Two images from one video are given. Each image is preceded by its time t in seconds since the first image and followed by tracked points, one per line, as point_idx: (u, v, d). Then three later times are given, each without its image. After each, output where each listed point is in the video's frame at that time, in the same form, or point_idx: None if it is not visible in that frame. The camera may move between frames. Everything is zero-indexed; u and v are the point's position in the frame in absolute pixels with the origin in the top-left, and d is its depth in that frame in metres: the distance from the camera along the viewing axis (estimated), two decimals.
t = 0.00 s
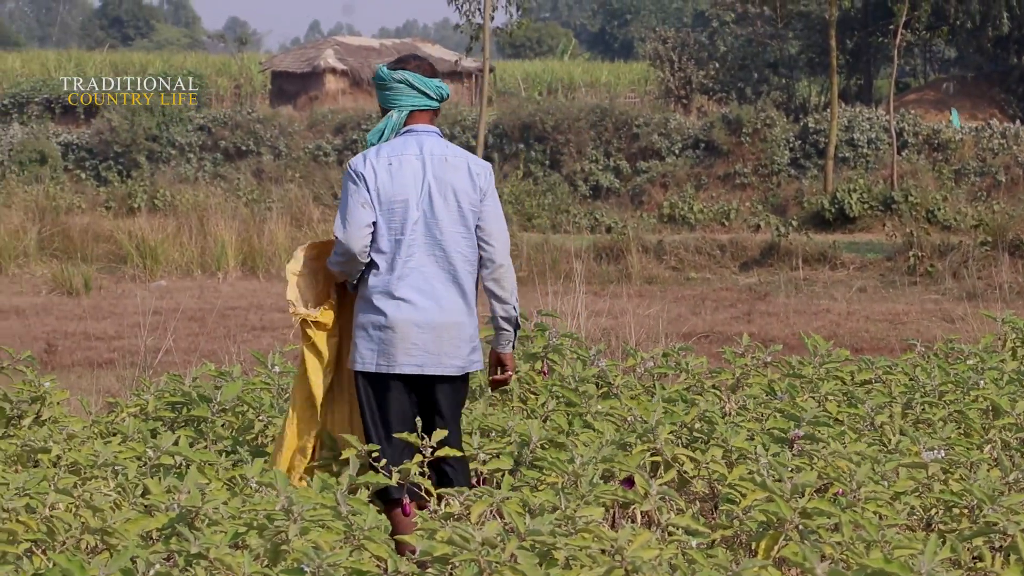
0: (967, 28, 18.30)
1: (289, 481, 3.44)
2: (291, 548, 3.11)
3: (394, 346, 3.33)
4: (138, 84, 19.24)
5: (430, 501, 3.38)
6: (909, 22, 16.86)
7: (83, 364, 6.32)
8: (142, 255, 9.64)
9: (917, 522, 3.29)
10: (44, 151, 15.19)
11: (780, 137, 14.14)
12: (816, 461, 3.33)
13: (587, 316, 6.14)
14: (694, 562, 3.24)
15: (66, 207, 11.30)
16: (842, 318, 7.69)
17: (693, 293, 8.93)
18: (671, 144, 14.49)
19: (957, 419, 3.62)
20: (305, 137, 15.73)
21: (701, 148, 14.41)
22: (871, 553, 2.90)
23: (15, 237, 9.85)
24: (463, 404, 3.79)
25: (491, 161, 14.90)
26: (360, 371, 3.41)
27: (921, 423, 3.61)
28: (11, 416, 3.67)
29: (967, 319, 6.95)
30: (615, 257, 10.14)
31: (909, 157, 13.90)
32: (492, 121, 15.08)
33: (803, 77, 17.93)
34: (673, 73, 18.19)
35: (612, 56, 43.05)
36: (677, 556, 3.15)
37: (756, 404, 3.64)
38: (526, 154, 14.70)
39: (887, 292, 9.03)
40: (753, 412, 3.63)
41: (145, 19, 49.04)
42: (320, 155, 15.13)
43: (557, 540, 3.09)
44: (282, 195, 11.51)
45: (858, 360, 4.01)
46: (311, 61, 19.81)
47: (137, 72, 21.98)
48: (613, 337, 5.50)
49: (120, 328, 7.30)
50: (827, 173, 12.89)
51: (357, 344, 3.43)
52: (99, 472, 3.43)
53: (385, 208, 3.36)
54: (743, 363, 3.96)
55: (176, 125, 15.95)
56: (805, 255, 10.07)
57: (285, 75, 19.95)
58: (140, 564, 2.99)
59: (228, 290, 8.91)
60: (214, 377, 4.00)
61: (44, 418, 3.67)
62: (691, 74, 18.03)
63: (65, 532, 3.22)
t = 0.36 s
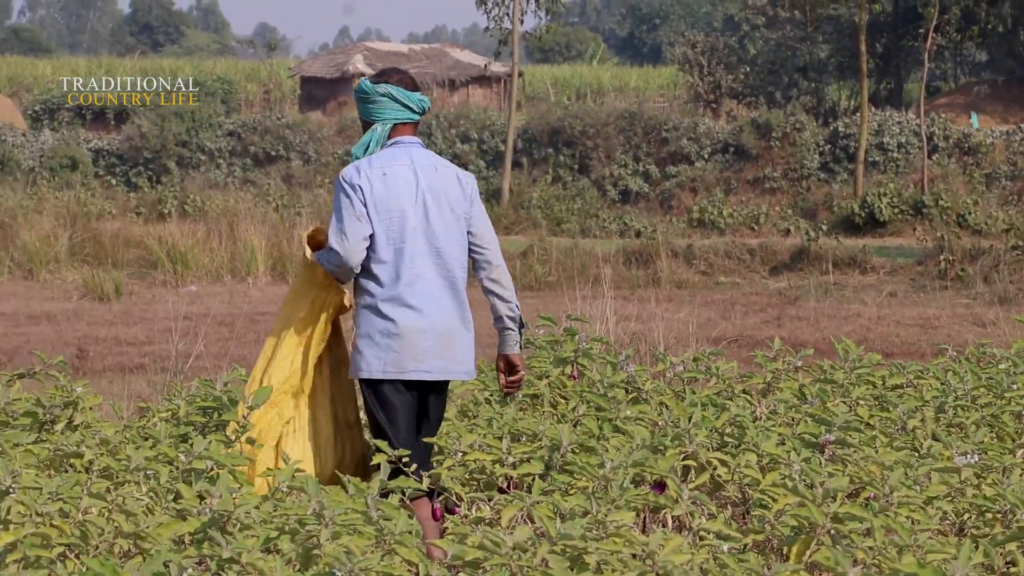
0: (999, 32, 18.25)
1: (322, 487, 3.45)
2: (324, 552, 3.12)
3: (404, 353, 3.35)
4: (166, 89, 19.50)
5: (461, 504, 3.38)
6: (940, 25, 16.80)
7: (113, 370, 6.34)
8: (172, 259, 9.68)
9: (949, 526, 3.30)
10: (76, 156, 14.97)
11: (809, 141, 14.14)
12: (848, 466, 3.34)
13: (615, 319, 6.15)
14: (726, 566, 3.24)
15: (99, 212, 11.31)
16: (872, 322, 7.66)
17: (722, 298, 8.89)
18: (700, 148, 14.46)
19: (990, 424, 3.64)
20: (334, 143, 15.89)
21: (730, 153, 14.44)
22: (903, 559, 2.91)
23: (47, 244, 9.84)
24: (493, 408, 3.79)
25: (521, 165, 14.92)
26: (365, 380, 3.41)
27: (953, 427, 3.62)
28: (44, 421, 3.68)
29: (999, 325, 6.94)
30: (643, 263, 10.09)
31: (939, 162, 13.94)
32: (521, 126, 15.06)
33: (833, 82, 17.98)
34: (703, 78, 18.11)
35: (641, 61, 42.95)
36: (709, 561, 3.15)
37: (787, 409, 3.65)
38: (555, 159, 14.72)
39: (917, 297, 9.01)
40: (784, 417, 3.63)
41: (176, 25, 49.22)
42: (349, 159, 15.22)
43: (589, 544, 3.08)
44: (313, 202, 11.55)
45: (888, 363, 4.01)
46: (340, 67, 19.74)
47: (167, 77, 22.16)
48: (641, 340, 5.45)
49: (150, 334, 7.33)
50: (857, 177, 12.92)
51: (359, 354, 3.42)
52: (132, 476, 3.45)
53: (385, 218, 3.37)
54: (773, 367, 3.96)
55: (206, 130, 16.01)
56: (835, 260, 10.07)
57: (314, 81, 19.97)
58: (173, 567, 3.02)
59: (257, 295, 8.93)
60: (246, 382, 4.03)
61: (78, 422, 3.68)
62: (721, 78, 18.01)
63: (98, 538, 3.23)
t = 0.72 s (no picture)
0: None
1: (352, 483, 3.45)
2: (355, 548, 3.11)
3: (381, 338, 3.44)
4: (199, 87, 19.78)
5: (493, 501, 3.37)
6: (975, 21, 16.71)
7: (144, 368, 6.33)
8: (204, 257, 9.61)
9: (982, 525, 3.30)
10: (107, 153, 15.55)
11: (840, 138, 14.12)
12: (880, 464, 3.35)
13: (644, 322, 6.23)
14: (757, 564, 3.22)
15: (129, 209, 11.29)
16: (904, 320, 7.64)
17: (753, 295, 8.88)
18: (731, 145, 14.50)
19: None
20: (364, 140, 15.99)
21: (761, 150, 14.43)
22: (936, 556, 2.90)
23: (79, 240, 9.87)
24: (525, 406, 3.78)
25: (552, 163, 15.01)
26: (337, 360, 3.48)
27: (986, 424, 3.63)
28: (76, 417, 3.68)
29: None
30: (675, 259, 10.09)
31: (972, 158, 14.00)
32: (551, 123, 15.22)
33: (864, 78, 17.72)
34: (734, 75, 18.16)
35: (672, 57, 42.79)
36: (740, 558, 3.14)
37: (819, 406, 3.65)
38: (585, 156, 14.83)
39: (948, 295, 8.96)
40: (815, 414, 3.64)
41: (206, 22, 49.45)
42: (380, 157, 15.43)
43: (620, 542, 3.07)
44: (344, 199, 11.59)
45: (920, 360, 4.03)
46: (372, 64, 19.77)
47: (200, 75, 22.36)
48: (673, 339, 5.54)
49: (181, 331, 7.33)
50: (889, 175, 12.94)
51: (334, 334, 3.49)
52: (164, 472, 3.45)
53: (372, 204, 3.43)
54: (805, 365, 3.96)
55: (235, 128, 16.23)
56: (866, 257, 10.02)
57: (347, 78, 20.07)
58: (205, 565, 2.99)
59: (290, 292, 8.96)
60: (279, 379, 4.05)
61: (108, 419, 3.68)
62: (752, 76, 18.03)
63: (131, 533, 3.23)
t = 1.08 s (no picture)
0: None
1: (378, 479, 3.43)
2: (382, 545, 3.09)
3: (326, 348, 3.37)
4: (228, 87, 20.02)
5: (519, 498, 3.35)
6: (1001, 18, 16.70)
7: (174, 364, 6.36)
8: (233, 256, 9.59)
9: (1010, 521, 3.30)
10: (135, 151, 16.06)
11: (868, 135, 14.40)
12: (908, 460, 3.34)
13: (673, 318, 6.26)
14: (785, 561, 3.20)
15: (156, 206, 11.34)
16: (932, 316, 7.64)
17: (781, 292, 8.89)
18: (759, 142, 14.82)
19: None
20: (392, 137, 16.13)
21: (789, 147, 14.73)
22: (965, 553, 2.88)
23: (107, 237, 9.90)
24: (552, 403, 3.77)
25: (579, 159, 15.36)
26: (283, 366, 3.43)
27: (1014, 421, 3.63)
28: (104, 413, 3.68)
29: None
30: (703, 256, 10.20)
31: (1000, 154, 14.16)
32: (578, 120, 15.51)
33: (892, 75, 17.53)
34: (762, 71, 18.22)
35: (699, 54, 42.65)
36: (768, 555, 3.12)
37: (846, 403, 3.65)
38: (612, 153, 15.07)
39: (977, 291, 8.91)
40: (842, 411, 3.64)
41: (235, 19, 49.71)
42: (408, 154, 15.66)
43: (648, 538, 3.05)
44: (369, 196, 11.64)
45: (948, 357, 4.02)
46: (399, 61, 19.91)
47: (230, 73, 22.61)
48: (698, 335, 5.61)
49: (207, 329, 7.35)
50: (916, 172, 13.02)
51: (281, 340, 3.44)
52: (192, 469, 3.46)
53: (322, 213, 3.37)
54: (833, 361, 3.97)
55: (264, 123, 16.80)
56: (894, 254, 10.04)
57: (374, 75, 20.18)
58: (232, 560, 2.97)
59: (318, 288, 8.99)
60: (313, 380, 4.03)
61: (135, 416, 3.67)
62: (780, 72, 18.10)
63: (158, 529, 3.23)
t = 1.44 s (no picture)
0: None
1: (402, 475, 3.43)
2: (406, 541, 3.08)
3: (305, 328, 3.68)
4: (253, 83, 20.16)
5: (542, 494, 3.34)
6: None
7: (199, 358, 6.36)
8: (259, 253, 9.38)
9: None
10: (160, 146, 16.14)
11: (893, 131, 14.41)
12: (933, 457, 3.33)
13: (698, 314, 6.33)
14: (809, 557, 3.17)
15: (182, 202, 11.36)
16: (956, 313, 7.63)
17: (805, 288, 8.89)
18: (782, 138, 14.79)
19: None
20: (416, 133, 16.19)
21: (813, 142, 14.73)
22: (991, 550, 2.87)
23: (131, 234, 9.92)
24: (576, 398, 3.77)
25: (602, 155, 15.40)
26: (260, 347, 3.70)
27: None
28: (126, 410, 3.69)
29: None
30: (727, 253, 10.19)
31: None
32: (602, 117, 15.53)
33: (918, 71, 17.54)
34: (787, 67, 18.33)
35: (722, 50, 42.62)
36: (792, 551, 3.11)
37: (871, 400, 3.65)
38: (637, 149, 15.13)
39: (1003, 287, 8.89)
40: (867, 407, 3.64)
41: (258, 16, 49.89)
42: (431, 150, 15.76)
43: (672, 534, 3.04)
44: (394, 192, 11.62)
45: (972, 353, 4.01)
46: (422, 57, 20.01)
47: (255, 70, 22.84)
48: (722, 331, 5.69)
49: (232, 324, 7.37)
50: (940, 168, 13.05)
51: (259, 322, 3.71)
52: (216, 465, 3.46)
53: (299, 200, 3.65)
54: (857, 358, 3.97)
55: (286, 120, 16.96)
56: (919, 250, 10.02)
57: (398, 71, 20.34)
58: (256, 557, 2.96)
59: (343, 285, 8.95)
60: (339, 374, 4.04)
61: (157, 413, 3.67)
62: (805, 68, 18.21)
63: (183, 525, 3.23)
